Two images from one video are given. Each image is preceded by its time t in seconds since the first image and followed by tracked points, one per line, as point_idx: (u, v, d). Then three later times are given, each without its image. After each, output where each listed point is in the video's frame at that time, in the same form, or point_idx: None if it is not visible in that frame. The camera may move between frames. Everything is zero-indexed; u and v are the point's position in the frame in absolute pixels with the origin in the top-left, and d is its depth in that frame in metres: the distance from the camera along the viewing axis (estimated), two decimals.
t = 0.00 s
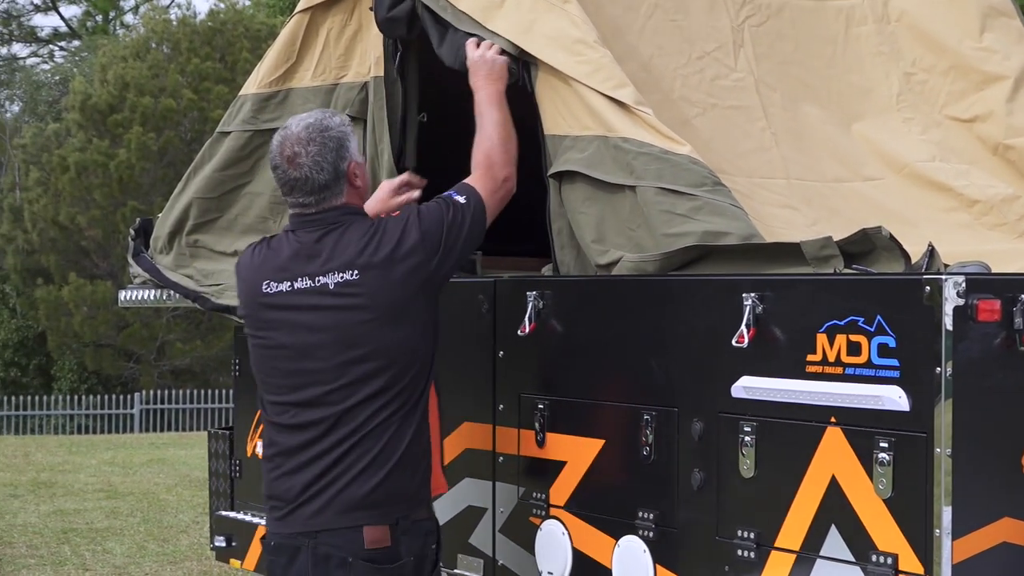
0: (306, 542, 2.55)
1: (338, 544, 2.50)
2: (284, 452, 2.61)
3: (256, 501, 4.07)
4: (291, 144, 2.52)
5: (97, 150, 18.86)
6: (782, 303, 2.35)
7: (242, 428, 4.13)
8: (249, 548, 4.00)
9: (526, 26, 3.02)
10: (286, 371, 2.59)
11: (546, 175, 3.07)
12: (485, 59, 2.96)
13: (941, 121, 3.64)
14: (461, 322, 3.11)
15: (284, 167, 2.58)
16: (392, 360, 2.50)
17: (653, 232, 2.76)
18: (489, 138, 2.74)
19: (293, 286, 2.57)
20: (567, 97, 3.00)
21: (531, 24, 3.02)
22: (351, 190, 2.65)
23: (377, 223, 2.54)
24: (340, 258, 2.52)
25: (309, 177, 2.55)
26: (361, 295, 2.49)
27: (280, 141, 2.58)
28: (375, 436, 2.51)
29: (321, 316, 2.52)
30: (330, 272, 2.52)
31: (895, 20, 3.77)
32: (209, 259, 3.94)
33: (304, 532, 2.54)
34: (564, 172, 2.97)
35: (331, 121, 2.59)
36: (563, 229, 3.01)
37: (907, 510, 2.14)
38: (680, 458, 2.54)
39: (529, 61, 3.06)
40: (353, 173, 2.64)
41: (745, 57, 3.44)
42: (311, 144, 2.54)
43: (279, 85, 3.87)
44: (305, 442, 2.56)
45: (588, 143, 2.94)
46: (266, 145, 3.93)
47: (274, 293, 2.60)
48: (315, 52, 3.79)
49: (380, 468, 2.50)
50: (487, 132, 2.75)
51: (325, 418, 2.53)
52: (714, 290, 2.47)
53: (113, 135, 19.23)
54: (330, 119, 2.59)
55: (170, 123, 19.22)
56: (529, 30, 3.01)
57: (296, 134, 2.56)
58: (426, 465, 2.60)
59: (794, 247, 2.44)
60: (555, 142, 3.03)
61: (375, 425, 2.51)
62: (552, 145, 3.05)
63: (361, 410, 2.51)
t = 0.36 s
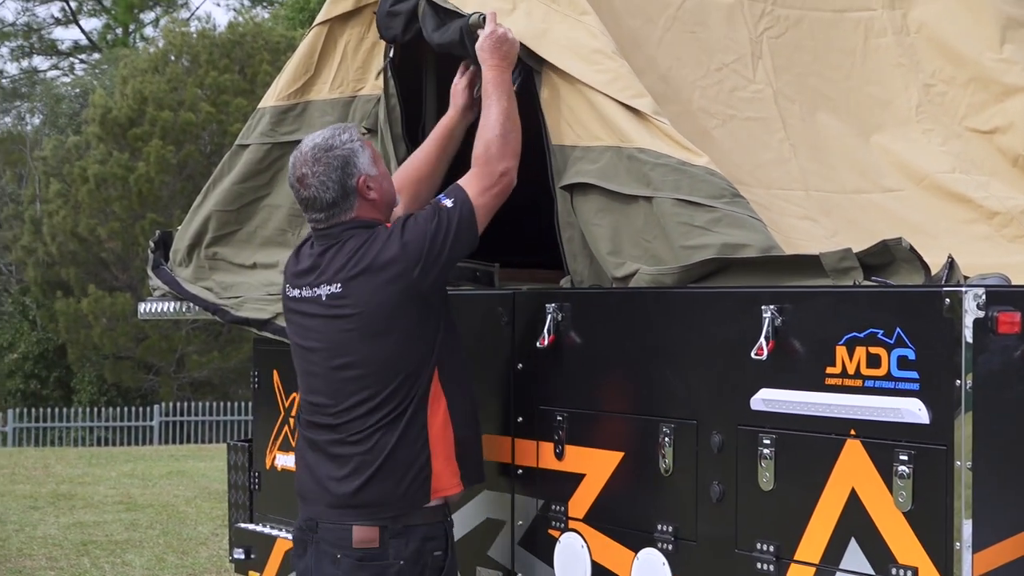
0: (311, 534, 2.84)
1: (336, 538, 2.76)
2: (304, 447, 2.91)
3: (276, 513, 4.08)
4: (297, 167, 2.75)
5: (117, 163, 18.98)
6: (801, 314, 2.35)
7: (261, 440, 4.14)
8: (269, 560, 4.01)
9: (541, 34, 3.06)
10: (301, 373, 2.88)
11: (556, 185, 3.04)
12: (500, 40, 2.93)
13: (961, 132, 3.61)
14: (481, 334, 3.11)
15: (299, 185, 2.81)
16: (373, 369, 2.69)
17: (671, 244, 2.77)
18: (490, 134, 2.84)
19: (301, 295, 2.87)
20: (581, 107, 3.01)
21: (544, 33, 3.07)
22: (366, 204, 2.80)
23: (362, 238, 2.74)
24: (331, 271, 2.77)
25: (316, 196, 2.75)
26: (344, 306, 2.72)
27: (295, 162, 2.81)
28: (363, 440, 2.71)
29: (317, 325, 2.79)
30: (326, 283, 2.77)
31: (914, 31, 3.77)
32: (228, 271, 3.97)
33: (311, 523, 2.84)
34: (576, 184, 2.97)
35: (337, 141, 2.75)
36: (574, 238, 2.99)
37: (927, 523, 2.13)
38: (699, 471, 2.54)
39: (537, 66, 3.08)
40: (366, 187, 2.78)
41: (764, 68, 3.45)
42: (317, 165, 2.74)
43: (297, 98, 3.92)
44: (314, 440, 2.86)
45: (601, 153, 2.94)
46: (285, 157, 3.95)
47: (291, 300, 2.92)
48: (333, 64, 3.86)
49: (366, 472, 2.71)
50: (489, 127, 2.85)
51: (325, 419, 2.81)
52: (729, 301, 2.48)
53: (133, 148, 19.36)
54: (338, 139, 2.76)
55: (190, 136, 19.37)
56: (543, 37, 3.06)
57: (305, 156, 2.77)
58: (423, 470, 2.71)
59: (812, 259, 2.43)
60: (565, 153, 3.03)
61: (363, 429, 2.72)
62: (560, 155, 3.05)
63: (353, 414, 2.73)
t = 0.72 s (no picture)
0: (321, 542, 3.10)
1: (341, 548, 3.01)
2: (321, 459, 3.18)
3: (295, 534, 4.09)
4: (301, 196, 2.97)
5: (136, 186, 19.15)
6: (821, 334, 2.34)
7: (279, 461, 4.16)
8: None
9: (562, 58, 3.09)
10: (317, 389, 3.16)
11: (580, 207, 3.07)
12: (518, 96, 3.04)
13: (981, 152, 3.61)
14: (501, 353, 3.11)
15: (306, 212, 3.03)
16: (368, 392, 2.92)
17: (692, 263, 2.77)
18: (500, 187, 2.92)
19: (308, 314, 3.11)
20: (603, 129, 3.02)
21: (567, 56, 3.10)
22: (369, 226, 2.98)
23: (357, 267, 2.95)
24: (331, 296, 2.99)
25: (319, 222, 2.97)
26: (342, 331, 2.95)
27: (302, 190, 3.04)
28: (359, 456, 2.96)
29: (322, 345, 3.04)
30: (325, 307, 3.01)
31: (935, 51, 3.77)
32: (248, 291, 4.00)
33: (322, 531, 3.10)
34: (599, 205, 2.98)
35: (336, 168, 2.96)
36: (598, 259, 3.03)
37: (948, 544, 2.12)
38: (719, 492, 2.53)
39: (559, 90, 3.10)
40: (367, 210, 2.96)
41: (784, 88, 3.47)
42: (317, 193, 2.95)
43: (317, 118, 3.96)
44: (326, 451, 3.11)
45: (624, 174, 2.96)
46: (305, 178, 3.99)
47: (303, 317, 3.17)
48: (353, 86, 3.91)
49: (362, 487, 2.94)
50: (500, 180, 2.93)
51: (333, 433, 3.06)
52: (751, 324, 2.48)
53: (153, 170, 19.52)
54: (337, 166, 2.97)
55: (210, 158, 19.53)
56: (566, 61, 3.09)
57: (309, 184, 3.00)
58: (415, 491, 2.88)
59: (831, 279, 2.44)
60: (588, 174, 3.05)
61: (359, 445, 2.97)
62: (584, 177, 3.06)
63: (351, 430, 2.99)
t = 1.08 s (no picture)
0: (334, 560, 3.10)
1: (354, 566, 3.00)
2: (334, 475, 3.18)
3: (309, 557, 4.09)
4: (326, 218, 2.96)
5: (153, 211, 19.15)
6: (835, 359, 2.34)
7: (294, 486, 4.16)
8: None
9: (577, 85, 3.13)
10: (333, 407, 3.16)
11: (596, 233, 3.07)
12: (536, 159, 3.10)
13: (996, 177, 3.61)
14: (516, 377, 3.12)
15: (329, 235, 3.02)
16: (387, 411, 2.92)
17: (705, 287, 2.77)
18: (531, 230, 2.92)
19: (326, 330, 3.12)
20: (618, 156, 3.04)
21: (580, 84, 3.13)
22: (393, 248, 3.01)
23: (381, 289, 2.96)
24: (352, 315, 3.01)
25: (345, 244, 2.97)
26: (363, 350, 2.96)
27: (325, 212, 3.03)
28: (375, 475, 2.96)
29: (342, 363, 3.06)
30: (346, 325, 3.02)
31: (949, 75, 3.78)
32: (261, 315, 4.04)
33: (335, 549, 3.10)
34: (615, 231, 2.99)
35: (363, 191, 2.97)
36: (616, 287, 3.07)
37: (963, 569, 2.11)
38: (733, 516, 2.53)
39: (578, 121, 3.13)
40: (392, 232, 2.99)
41: (799, 112, 3.49)
42: (344, 215, 2.96)
43: (331, 143, 4.00)
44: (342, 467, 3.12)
45: (639, 201, 2.97)
46: (319, 202, 4.01)
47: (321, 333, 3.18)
48: (368, 110, 3.93)
49: (378, 505, 2.94)
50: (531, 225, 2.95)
51: (350, 449, 3.07)
52: (765, 348, 2.48)
53: (169, 194, 19.65)
54: (363, 189, 2.97)
55: (226, 181, 19.68)
56: (579, 89, 3.12)
57: (333, 207, 3.00)
58: (430, 513, 2.89)
59: (847, 302, 2.44)
60: (605, 201, 3.04)
61: (376, 463, 2.97)
62: (601, 204, 3.06)
63: (368, 448, 2.99)
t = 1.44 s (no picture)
0: None
1: None
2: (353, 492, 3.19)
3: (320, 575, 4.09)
4: (358, 238, 2.97)
5: (166, 228, 19.27)
6: (847, 376, 2.34)
7: (305, 504, 4.16)
8: None
9: (590, 102, 3.15)
10: (353, 425, 3.17)
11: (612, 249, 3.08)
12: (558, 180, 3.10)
13: (1008, 195, 3.58)
14: (528, 395, 3.13)
15: (357, 255, 3.02)
16: (413, 432, 2.94)
17: (718, 305, 2.77)
18: (560, 255, 2.96)
19: (350, 348, 3.13)
20: (632, 174, 3.05)
21: (593, 101, 3.16)
22: (423, 268, 3.03)
23: (410, 311, 2.98)
24: (379, 335, 3.02)
25: (376, 265, 2.97)
26: (389, 371, 2.98)
27: (354, 232, 3.03)
28: (399, 494, 2.97)
29: (366, 382, 3.07)
30: (372, 345, 3.04)
31: (960, 93, 3.79)
32: (272, 333, 4.05)
33: (353, 565, 3.10)
34: (628, 248, 2.99)
35: (395, 212, 2.99)
36: (629, 303, 3.07)
37: None
38: (745, 534, 2.52)
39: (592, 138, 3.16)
40: (423, 252, 3.02)
41: (811, 130, 3.50)
42: (377, 236, 2.97)
43: (343, 160, 4.02)
44: (364, 484, 3.13)
45: (653, 218, 2.97)
46: (331, 220, 4.04)
47: (343, 350, 3.19)
48: (379, 127, 3.96)
49: (402, 524, 2.94)
50: (559, 250, 2.98)
51: (372, 467, 3.08)
52: (776, 365, 2.48)
53: (182, 212, 19.73)
54: (395, 210, 3.00)
55: (239, 199, 19.80)
56: (591, 107, 3.14)
57: (364, 227, 3.00)
58: (454, 534, 2.90)
59: (859, 319, 2.45)
60: (619, 218, 3.05)
61: (400, 483, 2.98)
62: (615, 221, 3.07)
63: (392, 468, 3.00)
